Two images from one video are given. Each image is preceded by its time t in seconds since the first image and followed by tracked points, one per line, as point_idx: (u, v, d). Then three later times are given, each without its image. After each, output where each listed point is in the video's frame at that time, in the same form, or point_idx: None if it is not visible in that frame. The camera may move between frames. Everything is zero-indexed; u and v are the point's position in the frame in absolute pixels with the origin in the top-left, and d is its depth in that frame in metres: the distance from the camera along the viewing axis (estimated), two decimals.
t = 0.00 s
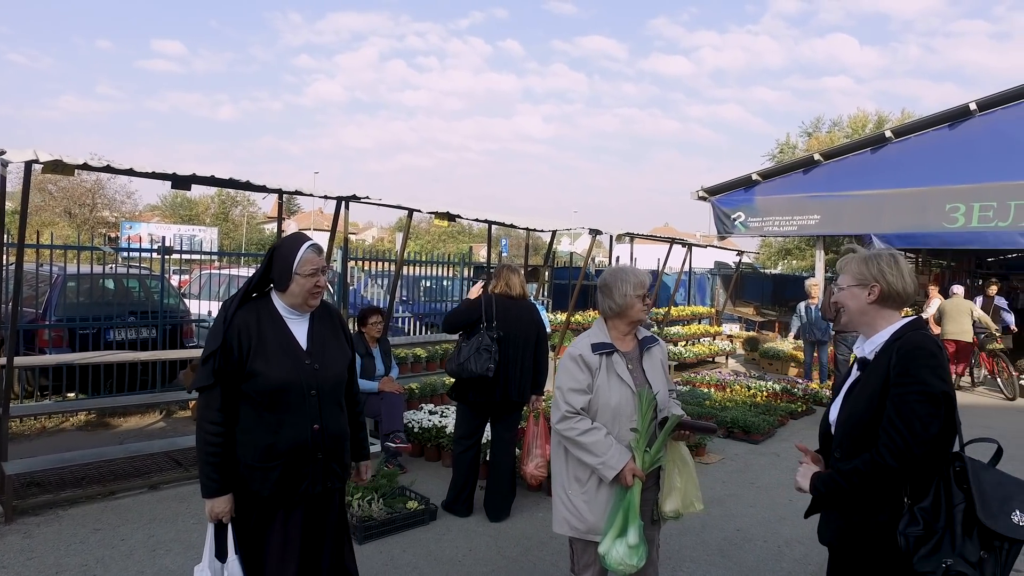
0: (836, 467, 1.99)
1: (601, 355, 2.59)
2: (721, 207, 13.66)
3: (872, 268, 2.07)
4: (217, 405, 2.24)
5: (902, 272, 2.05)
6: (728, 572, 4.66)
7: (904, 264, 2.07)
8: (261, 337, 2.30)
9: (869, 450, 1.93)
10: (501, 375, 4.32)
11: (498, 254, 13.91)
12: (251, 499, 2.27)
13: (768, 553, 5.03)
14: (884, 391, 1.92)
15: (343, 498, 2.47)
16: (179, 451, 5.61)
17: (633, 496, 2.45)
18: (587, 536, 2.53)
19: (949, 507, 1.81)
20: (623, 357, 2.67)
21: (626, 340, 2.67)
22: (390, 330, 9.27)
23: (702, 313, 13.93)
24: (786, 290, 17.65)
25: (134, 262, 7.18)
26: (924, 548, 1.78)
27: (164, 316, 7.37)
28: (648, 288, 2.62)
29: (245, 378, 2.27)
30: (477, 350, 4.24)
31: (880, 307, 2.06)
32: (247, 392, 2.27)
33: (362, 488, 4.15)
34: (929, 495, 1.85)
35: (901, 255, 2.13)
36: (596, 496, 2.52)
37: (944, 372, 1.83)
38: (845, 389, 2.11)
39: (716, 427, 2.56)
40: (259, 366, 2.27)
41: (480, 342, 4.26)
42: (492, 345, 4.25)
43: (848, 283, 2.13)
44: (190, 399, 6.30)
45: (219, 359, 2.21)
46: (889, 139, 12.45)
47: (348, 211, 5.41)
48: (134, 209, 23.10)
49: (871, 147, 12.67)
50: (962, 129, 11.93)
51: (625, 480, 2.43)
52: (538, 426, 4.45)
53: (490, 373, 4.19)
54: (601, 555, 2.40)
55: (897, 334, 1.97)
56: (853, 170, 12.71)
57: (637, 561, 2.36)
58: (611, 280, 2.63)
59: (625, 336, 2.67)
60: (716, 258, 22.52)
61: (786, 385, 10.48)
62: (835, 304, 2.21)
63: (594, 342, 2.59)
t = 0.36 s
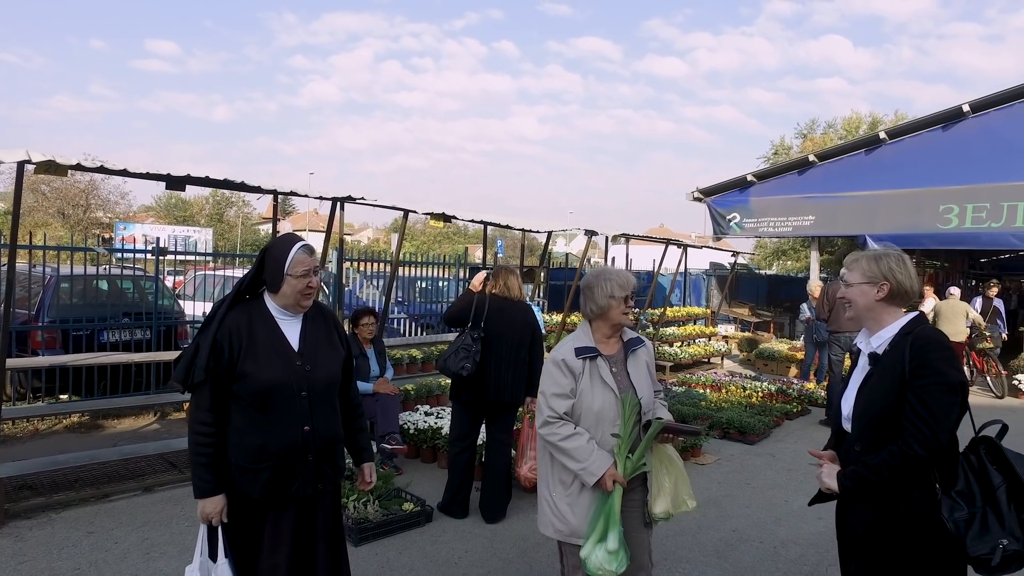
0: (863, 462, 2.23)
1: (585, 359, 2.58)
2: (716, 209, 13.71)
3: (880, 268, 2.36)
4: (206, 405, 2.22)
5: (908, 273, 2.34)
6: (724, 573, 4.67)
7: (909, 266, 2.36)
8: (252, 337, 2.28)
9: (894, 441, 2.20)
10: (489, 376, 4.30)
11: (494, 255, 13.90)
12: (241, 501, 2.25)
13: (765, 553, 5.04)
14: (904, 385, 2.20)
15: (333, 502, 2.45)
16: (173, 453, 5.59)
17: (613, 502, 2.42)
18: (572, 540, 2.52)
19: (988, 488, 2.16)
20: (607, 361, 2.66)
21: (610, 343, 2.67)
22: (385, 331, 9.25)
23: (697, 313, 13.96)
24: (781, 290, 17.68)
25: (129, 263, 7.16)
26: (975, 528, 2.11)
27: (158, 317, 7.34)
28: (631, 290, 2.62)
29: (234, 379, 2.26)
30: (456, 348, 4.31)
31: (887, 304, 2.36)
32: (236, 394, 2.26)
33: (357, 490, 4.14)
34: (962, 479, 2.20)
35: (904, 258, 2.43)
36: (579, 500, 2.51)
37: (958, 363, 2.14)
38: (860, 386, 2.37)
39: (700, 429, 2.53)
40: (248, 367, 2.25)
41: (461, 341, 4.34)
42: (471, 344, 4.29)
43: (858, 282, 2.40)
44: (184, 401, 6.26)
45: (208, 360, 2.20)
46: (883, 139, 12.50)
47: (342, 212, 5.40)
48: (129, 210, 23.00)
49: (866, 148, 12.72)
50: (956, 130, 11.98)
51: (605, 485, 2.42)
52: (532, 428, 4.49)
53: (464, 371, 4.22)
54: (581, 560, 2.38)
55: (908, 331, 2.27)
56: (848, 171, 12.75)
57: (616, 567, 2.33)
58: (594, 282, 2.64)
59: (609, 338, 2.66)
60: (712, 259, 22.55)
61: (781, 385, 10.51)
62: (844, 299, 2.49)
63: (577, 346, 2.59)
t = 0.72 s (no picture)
0: (865, 459, 2.24)
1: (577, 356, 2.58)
2: (711, 209, 13.75)
3: (882, 267, 2.37)
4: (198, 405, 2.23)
5: (908, 273, 2.37)
6: (720, 573, 4.68)
7: (909, 266, 2.38)
8: (244, 339, 2.28)
9: (897, 438, 2.22)
10: (487, 377, 4.30)
11: (489, 256, 13.90)
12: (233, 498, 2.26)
13: (760, 553, 5.05)
14: (906, 381, 2.22)
15: (327, 504, 2.43)
16: (167, 454, 5.58)
17: (591, 500, 2.41)
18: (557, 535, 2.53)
19: (989, 482, 2.19)
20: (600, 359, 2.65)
21: (605, 343, 2.66)
22: (381, 332, 9.26)
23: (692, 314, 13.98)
24: (776, 291, 17.73)
25: (123, 264, 7.13)
26: (973, 523, 2.14)
27: (152, 318, 7.32)
28: (627, 292, 2.60)
29: (226, 380, 2.26)
30: (455, 351, 4.29)
31: (886, 303, 2.38)
32: (228, 395, 2.26)
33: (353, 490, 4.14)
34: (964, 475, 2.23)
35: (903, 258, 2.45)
36: (563, 496, 2.51)
37: (957, 360, 2.18)
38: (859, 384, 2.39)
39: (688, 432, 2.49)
40: (239, 369, 2.25)
41: (460, 344, 4.31)
42: (471, 346, 4.27)
43: (859, 280, 2.41)
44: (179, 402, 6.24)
45: (198, 361, 2.21)
46: (878, 140, 12.57)
47: (338, 212, 5.39)
48: (122, 211, 22.92)
49: (860, 149, 12.78)
50: (949, 132, 12.05)
51: (584, 481, 2.42)
52: (526, 429, 4.46)
53: (466, 373, 4.20)
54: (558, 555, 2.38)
55: (907, 328, 2.29)
56: (843, 172, 12.80)
57: (590, 565, 2.32)
58: (590, 282, 2.62)
59: (604, 338, 2.65)
60: (707, 260, 22.62)
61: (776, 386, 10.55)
62: (842, 297, 2.50)
63: (571, 343, 2.60)
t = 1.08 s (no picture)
0: (859, 456, 2.24)
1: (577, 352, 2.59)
2: (705, 209, 13.79)
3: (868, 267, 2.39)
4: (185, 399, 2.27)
5: (894, 268, 2.38)
6: (713, 573, 4.67)
7: (894, 261, 2.40)
8: (229, 339, 2.28)
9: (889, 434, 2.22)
10: (479, 377, 4.30)
11: (483, 256, 13.90)
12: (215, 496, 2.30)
13: (753, 552, 5.06)
14: (897, 377, 2.23)
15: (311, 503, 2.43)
16: (159, 454, 5.55)
17: (577, 491, 2.41)
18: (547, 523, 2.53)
19: (977, 477, 2.19)
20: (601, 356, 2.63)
21: (610, 341, 2.64)
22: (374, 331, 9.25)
23: (685, 313, 14.00)
24: (769, 291, 17.79)
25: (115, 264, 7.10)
26: (963, 517, 2.13)
27: (144, 318, 7.29)
28: (632, 290, 2.56)
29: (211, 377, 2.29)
30: (445, 350, 4.29)
31: (877, 300, 2.39)
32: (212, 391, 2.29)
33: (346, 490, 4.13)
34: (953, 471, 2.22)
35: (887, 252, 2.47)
36: (554, 486, 2.51)
37: (948, 356, 2.20)
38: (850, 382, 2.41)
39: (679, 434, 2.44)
40: (223, 367, 2.27)
41: (449, 343, 4.31)
42: (460, 345, 4.28)
43: (847, 281, 2.43)
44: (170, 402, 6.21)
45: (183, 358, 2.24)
46: (870, 141, 12.63)
47: (331, 212, 5.38)
48: (115, 211, 22.80)
49: (853, 150, 12.84)
50: (941, 132, 12.11)
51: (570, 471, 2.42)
52: (519, 427, 4.44)
53: (455, 372, 4.20)
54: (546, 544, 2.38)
55: (899, 325, 2.30)
56: (835, 172, 12.85)
57: (574, 554, 2.30)
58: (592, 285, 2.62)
59: (608, 336, 2.63)
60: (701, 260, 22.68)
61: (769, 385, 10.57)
62: (833, 297, 2.51)
63: (572, 339, 2.61)
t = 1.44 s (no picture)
0: (841, 450, 2.28)
1: (558, 348, 2.61)
2: (692, 209, 13.86)
3: (861, 268, 2.44)
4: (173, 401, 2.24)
5: (882, 268, 2.47)
6: (696, 569, 4.71)
7: (881, 262, 2.49)
8: (217, 337, 2.27)
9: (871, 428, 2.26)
10: (465, 376, 4.31)
11: (471, 256, 13.92)
12: (203, 498, 2.26)
13: (737, 548, 5.10)
14: (880, 374, 2.27)
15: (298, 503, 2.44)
16: (143, 455, 5.53)
17: (553, 487, 2.43)
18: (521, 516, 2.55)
19: (949, 469, 2.22)
20: (583, 352, 2.64)
21: (591, 339, 2.65)
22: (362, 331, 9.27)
23: (672, 313, 14.08)
24: (756, 291, 17.93)
25: (100, 264, 7.06)
26: (934, 508, 2.17)
27: (129, 318, 7.25)
28: (611, 300, 2.52)
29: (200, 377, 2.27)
30: (430, 348, 4.29)
31: (867, 300, 2.46)
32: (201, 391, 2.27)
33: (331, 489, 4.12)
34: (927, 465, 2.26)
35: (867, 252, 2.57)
36: (529, 480, 2.53)
37: (927, 353, 2.25)
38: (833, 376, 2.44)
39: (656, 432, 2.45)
40: (211, 366, 2.25)
41: (434, 341, 4.31)
42: (445, 343, 4.29)
43: (842, 282, 2.45)
44: (155, 402, 6.17)
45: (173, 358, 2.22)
46: (855, 142, 12.77)
47: (317, 211, 5.38)
48: (100, 211, 22.60)
49: (838, 151, 12.98)
50: (924, 134, 12.27)
51: (546, 467, 2.44)
52: (506, 425, 4.47)
53: (439, 370, 4.20)
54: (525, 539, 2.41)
55: (882, 322, 2.35)
56: (821, 173, 12.98)
57: (552, 547, 2.34)
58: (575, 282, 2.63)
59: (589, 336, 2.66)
60: (689, 261, 22.84)
61: (755, 384, 10.65)
62: (820, 296, 2.54)
63: (554, 335, 2.63)
